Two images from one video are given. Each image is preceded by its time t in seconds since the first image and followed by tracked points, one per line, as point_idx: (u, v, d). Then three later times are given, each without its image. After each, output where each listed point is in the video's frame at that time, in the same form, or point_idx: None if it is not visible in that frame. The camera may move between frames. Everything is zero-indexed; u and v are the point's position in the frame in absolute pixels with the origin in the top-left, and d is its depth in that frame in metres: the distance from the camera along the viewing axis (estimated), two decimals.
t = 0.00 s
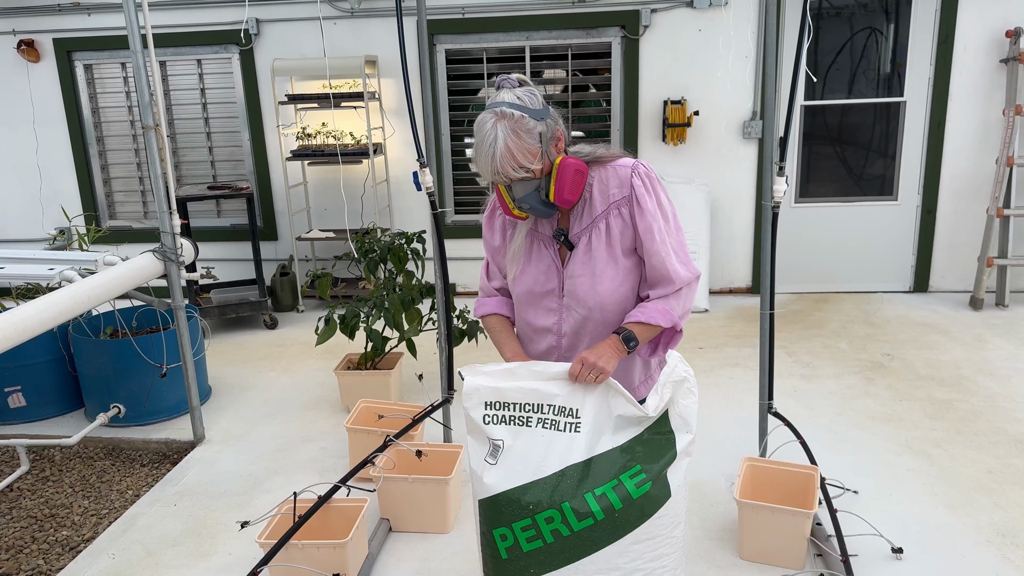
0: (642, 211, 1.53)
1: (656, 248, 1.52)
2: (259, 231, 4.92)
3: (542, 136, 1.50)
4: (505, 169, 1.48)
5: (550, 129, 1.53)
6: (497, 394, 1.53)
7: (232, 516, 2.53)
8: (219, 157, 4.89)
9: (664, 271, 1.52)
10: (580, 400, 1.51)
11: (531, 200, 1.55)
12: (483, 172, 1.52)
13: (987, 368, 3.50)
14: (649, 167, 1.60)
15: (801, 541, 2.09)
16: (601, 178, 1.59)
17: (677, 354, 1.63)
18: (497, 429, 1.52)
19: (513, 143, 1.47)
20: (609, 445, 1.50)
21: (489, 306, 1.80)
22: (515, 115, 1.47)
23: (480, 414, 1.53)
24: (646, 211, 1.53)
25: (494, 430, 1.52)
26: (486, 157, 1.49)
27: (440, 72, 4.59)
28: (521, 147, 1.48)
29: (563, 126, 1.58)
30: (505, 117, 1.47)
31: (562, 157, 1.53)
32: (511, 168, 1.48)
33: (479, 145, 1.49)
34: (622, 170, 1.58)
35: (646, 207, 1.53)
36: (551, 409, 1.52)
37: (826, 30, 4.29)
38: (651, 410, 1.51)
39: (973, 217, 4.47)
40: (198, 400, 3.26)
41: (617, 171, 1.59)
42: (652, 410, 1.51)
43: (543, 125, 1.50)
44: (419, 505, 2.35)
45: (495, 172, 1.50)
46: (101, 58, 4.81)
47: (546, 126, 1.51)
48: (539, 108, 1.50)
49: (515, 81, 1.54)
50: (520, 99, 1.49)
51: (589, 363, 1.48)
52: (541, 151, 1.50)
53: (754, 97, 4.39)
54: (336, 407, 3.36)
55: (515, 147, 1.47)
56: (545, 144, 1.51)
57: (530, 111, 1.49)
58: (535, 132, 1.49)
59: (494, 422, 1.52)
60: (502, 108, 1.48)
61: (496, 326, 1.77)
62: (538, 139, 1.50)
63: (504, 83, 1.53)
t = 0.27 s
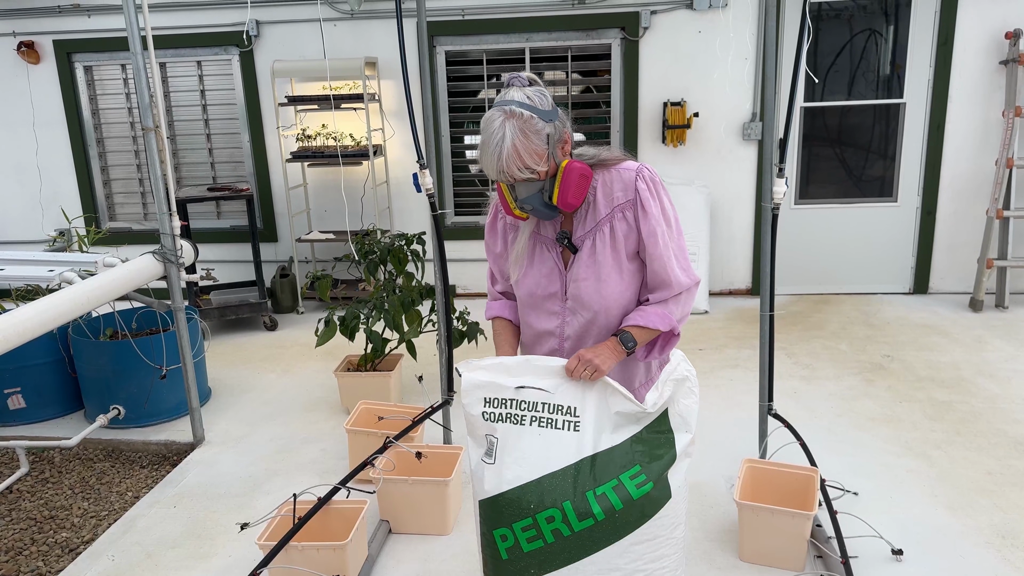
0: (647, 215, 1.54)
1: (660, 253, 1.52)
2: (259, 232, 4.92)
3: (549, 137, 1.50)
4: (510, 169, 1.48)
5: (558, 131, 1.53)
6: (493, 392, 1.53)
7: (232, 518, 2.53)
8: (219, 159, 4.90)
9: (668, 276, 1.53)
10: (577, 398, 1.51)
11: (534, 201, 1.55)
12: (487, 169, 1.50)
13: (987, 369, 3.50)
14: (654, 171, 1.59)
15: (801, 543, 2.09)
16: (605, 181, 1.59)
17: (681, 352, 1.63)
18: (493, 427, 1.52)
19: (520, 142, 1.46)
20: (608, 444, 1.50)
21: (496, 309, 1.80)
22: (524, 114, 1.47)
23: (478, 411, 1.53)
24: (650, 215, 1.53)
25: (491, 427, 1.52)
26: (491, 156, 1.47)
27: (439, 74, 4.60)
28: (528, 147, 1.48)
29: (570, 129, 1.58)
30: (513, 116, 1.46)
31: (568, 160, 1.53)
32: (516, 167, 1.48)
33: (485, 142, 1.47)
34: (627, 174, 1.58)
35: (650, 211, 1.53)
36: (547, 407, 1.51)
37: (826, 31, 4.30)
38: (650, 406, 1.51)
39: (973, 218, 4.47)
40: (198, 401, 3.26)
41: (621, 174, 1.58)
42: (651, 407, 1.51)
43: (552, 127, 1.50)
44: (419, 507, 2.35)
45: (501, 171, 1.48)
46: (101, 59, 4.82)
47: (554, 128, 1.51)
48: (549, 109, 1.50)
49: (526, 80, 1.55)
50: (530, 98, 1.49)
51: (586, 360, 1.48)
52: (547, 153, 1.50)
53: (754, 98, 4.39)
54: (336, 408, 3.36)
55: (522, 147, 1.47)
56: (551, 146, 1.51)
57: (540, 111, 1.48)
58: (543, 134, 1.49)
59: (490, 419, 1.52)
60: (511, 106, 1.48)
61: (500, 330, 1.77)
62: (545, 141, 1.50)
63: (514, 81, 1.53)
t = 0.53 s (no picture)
0: (643, 222, 1.53)
1: (655, 260, 1.51)
2: (257, 234, 4.92)
3: (545, 144, 1.49)
4: (501, 171, 1.49)
5: (555, 138, 1.52)
6: (484, 395, 1.58)
7: (230, 520, 2.53)
8: (218, 160, 4.89)
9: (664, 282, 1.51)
10: (569, 398, 1.53)
11: (522, 204, 1.56)
12: (480, 166, 1.52)
13: (985, 371, 3.51)
14: (650, 178, 1.60)
15: (799, 544, 2.09)
16: (602, 187, 1.59)
17: (681, 350, 1.63)
18: (484, 429, 1.54)
19: (513, 146, 1.46)
20: (604, 443, 1.51)
21: (487, 306, 1.81)
22: (521, 118, 1.46)
23: (464, 414, 1.56)
24: (645, 221, 1.53)
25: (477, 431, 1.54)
26: (485, 154, 1.48)
27: (438, 76, 4.60)
28: (520, 151, 1.48)
29: (570, 133, 1.57)
30: (510, 118, 1.46)
31: (561, 168, 1.52)
32: (505, 170, 1.49)
33: (480, 139, 1.48)
34: (624, 180, 1.58)
35: (646, 218, 1.53)
36: (538, 408, 1.54)
37: (825, 33, 4.30)
38: (645, 401, 1.52)
39: (971, 220, 4.47)
40: (196, 403, 3.26)
41: (617, 180, 1.59)
42: (644, 400, 1.52)
43: (549, 133, 1.49)
44: (417, 508, 2.35)
45: (493, 171, 1.50)
46: (100, 61, 4.81)
47: (552, 134, 1.50)
48: (549, 115, 1.49)
49: (531, 80, 1.53)
50: (530, 101, 1.47)
51: (576, 358, 1.50)
52: (540, 159, 1.50)
53: (752, 100, 4.40)
54: (335, 410, 3.36)
55: (514, 150, 1.47)
56: (545, 152, 1.50)
57: (538, 117, 1.47)
58: (538, 140, 1.48)
59: (477, 422, 1.55)
60: (510, 107, 1.47)
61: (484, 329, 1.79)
62: (540, 147, 1.49)
63: (519, 81, 1.52)
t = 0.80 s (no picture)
0: (627, 225, 1.53)
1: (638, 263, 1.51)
2: (255, 236, 4.92)
3: (534, 146, 1.49)
4: (487, 169, 1.50)
5: (546, 140, 1.52)
6: (482, 400, 1.57)
7: (228, 523, 2.53)
8: (216, 163, 4.90)
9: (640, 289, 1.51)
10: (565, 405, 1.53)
11: (510, 205, 1.57)
12: (469, 163, 1.53)
13: (982, 372, 3.51)
14: (640, 178, 1.60)
15: (797, 546, 2.10)
16: (592, 190, 1.59)
17: (679, 355, 1.61)
18: (481, 434, 1.53)
19: (500, 145, 1.46)
20: (601, 448, 1.51)
21: (492, 311, 1.81)
22: (512, 118, 1.46)
23: (463, 417, 1.55)
24: (629, 224, 1.52)
25: (476, 434, 1.53)
26: (473, 151, 1.49)
27: (436, 78, 4.61)
28: (508, 151, 1.48)
29: (562, 136, 1.57)
30: (501, 117, 1.46)
31: (549, 171, 1.52)
32: (492, 168, 1.50)
33: (470, 137, 1.49)
34: (613, 183, 1.58)
35: (630, 220, 1.53)
36: (534, 415, 1.53)
37: (822, 35, 4.31)
38: (643, 405, 1.51)
39: (968, 221, 4.48)
40: (194, 406, 3.26)
41: (608, 182, 1.59)
42: (643, 404, 1.51)
43: (540, 135, 1.49)
44: (415, 511, 2.35)
45: (479, 167, 1.51)
46: (97, 63, 4.82)
47: (542, 136, 1.50)
48: (541, 117, 1.49)
49: (527, 82, 1.54)
50: (523, 103, 1.47)
51: (530, 366, 1.49)
52: (528, 161, 1.50)
53: (750, 103, 4.41)
54: (333, 412, 3.35)
55: (502, 149, 1.47)
56: (535, 154, 1.50)
57: (529, 118, 1.47)
58: (527, 141, 1.48)
59: (476, 426, 1.54)
60: (502, 107, 1.47)
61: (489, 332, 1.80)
62: (530, 149, 1.49)
63: (515, 82, 1.53)
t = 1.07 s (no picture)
0: (609, 230, 1.53)
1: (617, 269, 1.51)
2: (253, 238, 4.92)
3: (525, 147, 1.50)
4: (479, 167, 1.52)
5: (538, 141, 1.52)
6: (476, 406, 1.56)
7: (226, 525, 2.53)
8: (214, 165, 4.90)
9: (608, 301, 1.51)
10: (556, 410, 1.53)
11: (501, 205, 1.57)
12: (461, 160, 1.54)
13: (980, 374, 3.52)
14: (631, 183, 1.59)
15: (794, 548, 2.10)
16: (582, 194, 1.59)
17: (672, 355, 1.62)
18: (479, 435, 1.52)
19: (491, 144, 1.48)
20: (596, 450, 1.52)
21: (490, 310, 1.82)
22: (503, 118, 1.47)
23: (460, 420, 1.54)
24: (611, 230, 1.52)
25: (472, 437, 1.52)
26: (466, 149, 1.51)
27: (434, 80, 4.61)
28: (499, 151, 1.49)
29: (556, 138, 1.57)
30: (493, 117, 1.47)
31: (540, 171, 1.53)
32: (483, 166, 1.51)
33: (463, 134, 1.51)
34: (603, 187, 1.58)
35: (613, 226, 1.52)
36: (526, 420, 1.53)
37: (819, 37, 4.32)
38: (639, 410, 1.52)
39: (966, 223, 4.49)
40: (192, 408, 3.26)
41: (600, 187, 1.58)
42: (639, 409, 1.52)
43: (531, 136, 1.49)
44: (413, 513, 2.35)
45: (471, 166, 1.53)
46: (95, 65, 4.82)
47: (534, 137, 1.51)
48: (534, 118, 1.49)
49: (522, 83, 1.54)
50: (517, 103, 1.48)
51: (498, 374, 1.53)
52: (519, 161, 1.51)
53: (747, 105, 4.42)
54: (331, 415, 3.35)
55: (493, 148, 1.48)
56: (527, 154, 1.51)
57: (521, 119, 1.47)
58: (519, 142, 1.49)
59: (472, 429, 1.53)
60: (496, 107, 1.48)
61: (487, 331, 1.81)
62: (521, 149, 1.50)
63: (509, 83, 1.52)
